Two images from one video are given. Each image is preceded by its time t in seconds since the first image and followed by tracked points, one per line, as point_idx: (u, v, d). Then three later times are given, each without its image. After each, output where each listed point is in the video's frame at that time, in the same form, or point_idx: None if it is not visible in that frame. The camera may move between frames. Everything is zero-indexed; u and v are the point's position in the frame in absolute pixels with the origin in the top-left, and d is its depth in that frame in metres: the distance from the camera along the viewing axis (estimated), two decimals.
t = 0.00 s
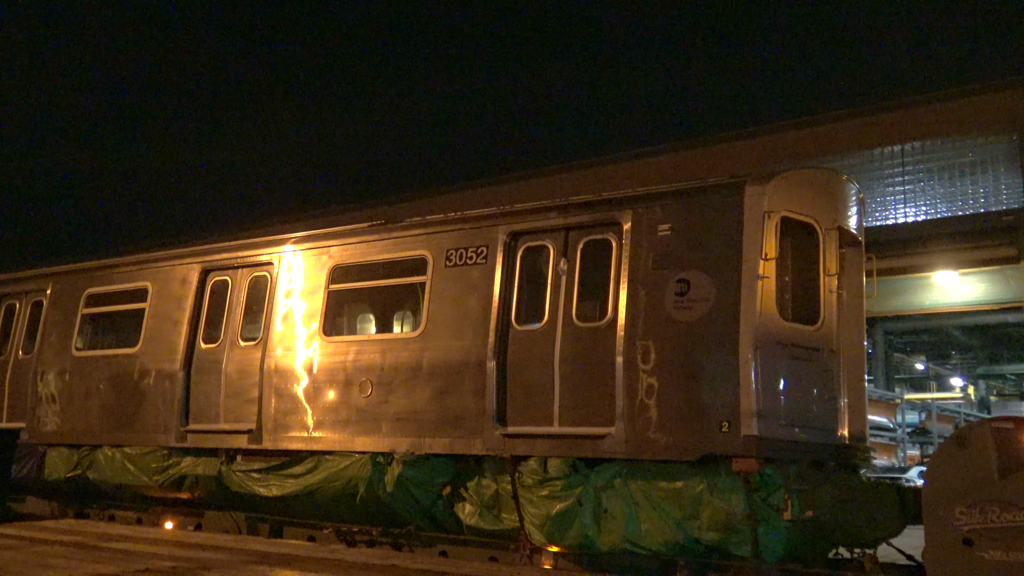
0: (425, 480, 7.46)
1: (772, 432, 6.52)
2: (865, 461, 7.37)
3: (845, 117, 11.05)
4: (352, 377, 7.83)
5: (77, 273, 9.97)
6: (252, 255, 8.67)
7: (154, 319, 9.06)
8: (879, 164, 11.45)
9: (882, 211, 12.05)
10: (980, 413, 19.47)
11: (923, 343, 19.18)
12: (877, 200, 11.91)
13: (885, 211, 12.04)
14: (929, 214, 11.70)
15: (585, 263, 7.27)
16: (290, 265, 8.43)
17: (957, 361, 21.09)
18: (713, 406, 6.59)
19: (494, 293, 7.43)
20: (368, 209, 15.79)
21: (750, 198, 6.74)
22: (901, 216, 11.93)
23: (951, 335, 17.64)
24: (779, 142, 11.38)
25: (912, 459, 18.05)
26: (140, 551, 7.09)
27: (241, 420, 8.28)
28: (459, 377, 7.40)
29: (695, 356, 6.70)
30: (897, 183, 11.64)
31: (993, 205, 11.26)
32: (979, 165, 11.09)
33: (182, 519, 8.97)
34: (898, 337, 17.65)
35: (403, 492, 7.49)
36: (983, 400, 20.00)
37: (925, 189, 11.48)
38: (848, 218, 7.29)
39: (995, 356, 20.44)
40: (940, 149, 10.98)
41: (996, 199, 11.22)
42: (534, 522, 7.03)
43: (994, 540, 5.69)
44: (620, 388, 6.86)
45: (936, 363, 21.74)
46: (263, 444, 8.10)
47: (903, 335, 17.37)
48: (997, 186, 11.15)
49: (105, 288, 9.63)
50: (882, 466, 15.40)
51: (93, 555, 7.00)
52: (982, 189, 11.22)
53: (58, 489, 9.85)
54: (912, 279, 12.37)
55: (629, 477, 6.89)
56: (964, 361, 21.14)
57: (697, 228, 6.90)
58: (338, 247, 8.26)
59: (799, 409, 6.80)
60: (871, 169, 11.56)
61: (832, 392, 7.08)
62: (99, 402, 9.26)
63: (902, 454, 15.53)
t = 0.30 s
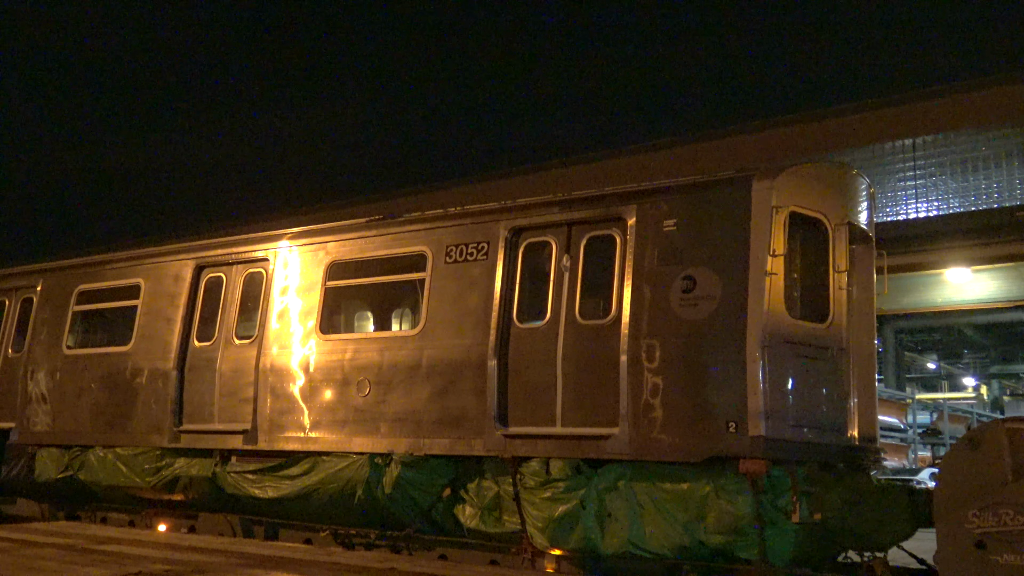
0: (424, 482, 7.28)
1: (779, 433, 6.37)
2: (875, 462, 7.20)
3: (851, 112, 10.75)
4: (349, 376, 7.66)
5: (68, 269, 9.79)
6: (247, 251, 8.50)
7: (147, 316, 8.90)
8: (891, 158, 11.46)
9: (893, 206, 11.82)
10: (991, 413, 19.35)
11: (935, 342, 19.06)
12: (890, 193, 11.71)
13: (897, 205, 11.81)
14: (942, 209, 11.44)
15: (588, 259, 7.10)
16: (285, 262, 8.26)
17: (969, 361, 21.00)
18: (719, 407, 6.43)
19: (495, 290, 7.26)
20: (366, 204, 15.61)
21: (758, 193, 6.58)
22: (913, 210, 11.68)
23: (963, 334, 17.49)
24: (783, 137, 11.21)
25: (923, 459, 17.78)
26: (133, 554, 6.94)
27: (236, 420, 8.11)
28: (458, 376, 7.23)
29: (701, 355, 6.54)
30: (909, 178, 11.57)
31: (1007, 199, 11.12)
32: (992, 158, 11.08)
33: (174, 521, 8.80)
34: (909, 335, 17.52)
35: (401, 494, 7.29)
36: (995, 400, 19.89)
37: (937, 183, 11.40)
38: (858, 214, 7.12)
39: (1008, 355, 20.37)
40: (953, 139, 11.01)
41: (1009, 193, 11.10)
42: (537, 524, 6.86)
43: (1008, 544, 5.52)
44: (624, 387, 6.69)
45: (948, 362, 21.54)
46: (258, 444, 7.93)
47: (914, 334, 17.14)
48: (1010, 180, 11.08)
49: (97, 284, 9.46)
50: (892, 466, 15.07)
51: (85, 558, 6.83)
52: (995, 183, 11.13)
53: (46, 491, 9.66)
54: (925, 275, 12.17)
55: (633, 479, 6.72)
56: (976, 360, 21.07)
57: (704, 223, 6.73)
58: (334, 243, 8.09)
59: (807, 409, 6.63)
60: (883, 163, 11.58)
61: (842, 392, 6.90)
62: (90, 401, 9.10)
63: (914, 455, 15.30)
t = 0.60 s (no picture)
0: (427, 484, 7.10)
1: (792, 432, 6.20)
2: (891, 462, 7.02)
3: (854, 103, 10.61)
4: (351, 375, 7.50)
5: (62, 267, 9.63)
6: (245, 247, 8.33)
7: (143, 314, 8.74)
8: (904, 155, 11.04)
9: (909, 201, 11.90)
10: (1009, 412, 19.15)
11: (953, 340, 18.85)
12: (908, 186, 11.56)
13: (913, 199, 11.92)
14: (959, 202, 11.55)
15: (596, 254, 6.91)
16: (285, 258, 8.09)
17: (987, 360, 20.81)
18: (731, 405, 6.27)
19: (499, 287, 7.09)
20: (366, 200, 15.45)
21: (770, 186, 6.40)
22: (929, 204, 11.81)
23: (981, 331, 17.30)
24: (792, 130, 11.00)
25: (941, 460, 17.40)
26: (131, 557, 6.79)
27: (235, 421, 7.95)
28: (462, 375, 7.06)
29: (711, 353, 6.36)
30: (924, 172, 11.36)
31: None
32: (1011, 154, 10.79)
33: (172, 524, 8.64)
34: (926, 333, 17.33)
35: (404, 496, 7.11)
36: (1015, 399, 19.69)
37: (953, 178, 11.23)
38: (873, 207, 6.93)
39: None
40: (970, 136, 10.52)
41: None
42: (543, 526, 6.67)
43: None
44: (632, 386, 6.52)
45: (967, 361, 21.33)
46: (258, 445, 7.78)
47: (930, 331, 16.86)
48: None
49: (91, 282, 9.30)
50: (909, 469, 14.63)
51: (81, 562, 6.68)
52: (1013, 177, 11.01)
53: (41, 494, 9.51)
54: (941, 271, 11.95)
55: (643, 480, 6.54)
56: (995, 360, 20.88)
57: (715, 217, 6.55)
58: (335, 239, 7.92)
59: (821, 408, 6.45)
60: (896, 159, 11.16)
61: (857, 390, 6.72)
62: (86, 401, 8.95)
63: (930, 455, 15.07)
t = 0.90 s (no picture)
0: (433, 484, 6.94)
1: (808, 431, 6.04)
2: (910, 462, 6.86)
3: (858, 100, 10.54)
4: (355, 372, 7.35)
5: (59, 262, 9.49)
6: (247, 242, 8.17)
7: (142, 311, 8.59)
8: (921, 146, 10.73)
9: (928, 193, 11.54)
10: None
11: (972, 337, 18.58)
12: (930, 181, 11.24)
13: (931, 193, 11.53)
14: (979, 195, 11.18)
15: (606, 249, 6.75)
16: (287, 253, 7.94)
17: (1006, 357, 20.54)
18: (744, 404, 6.11)
19: (507, 283, 6.93)
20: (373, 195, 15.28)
21: (786, 179, 6.23)
22: (949, 197, 11.39)
23: (1002, 328, 17.04)
24: (806, 123, 10.80)
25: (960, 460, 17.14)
26: (131, 558, 6.67)
27: (237, 420, 7.81)
28: (468, 372, 6.91)
29: (725, 351, 6.21)
30: (943, 163, 11.04)
31: None
32: None
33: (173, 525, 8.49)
34: (946, 330, 17.08)
35: (409, 496, 6.96)
36: None
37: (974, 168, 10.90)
38: (891, 200, 6.75)
39: None
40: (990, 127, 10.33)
41: None
42: (551, 527, 6.51)
43: None
44: (643, 384, 6.36)
45: (986, 358, 21.05)
46: (260, 444, 7.63)
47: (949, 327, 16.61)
48: None
49: (90, 278, 9.16)
50: (926, 469, 14.20)
51: (79, 563, 6.55)
52: None
53: (38, 494, 9.37)
54: (959, 266, 11.75)
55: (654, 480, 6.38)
56: (1014, 357, 20.60)
57: (728, 211, 6.38)
58: (339, 233, 7.76)
59: (837, 407, 6.29)
60: (913, 150, 10.86)
61: (874, 388, 6.54)
62: (85, 399, 8.81)
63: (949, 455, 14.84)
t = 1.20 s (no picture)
0: (442, 486, 6.78)
1: (825, 430, 5.87)
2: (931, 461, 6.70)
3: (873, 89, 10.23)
4: (361, 372, 7.19)
5: (58, 261, 9.35)
6: (249, 239, 8.02)
7: (143, 310, 8.46)
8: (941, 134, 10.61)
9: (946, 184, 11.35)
10: None
11: (992, 332, 18.30)
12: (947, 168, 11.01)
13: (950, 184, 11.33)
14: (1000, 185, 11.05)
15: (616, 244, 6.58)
16: (290, 250, 7.79)
17: None
18: (760, 402, 5.95)
19: (515, 279, 6.76)
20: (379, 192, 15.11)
21: (801, 171, 6.05)
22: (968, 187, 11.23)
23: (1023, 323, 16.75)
24: (819, 114, 10.59)
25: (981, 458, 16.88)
26: (133, 563, 6.52)
27: (240, 421, 7.66)
28: (476, 371, 6.75)
29: (739, 348, 6.04)
30: (964, 153, 10.91)
31: None
32: None
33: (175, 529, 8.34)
34: (967, 324, 16.82)
35: (416, 498, 6.79)
36: None
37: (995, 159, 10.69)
38: (910, 192, 6.57)
39: None
40: (1012, 113, 10.12)
41: None
42: (563, 530, 6.31)
43: None
44: (655, 382, 6.20)
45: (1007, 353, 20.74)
46: (263, 446, 7.49)
47: (969, 324, 16.30)
48: None
49: (89, 276, 9.02)
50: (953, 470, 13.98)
51: (80, 568, 6.42)
52: None
53: (38, 498, 9.22)
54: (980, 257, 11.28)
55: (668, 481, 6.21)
56: None
57: (742, 204, 6.21)
58: (342, 229, 7.60)
59: (855, 405, 6.11)
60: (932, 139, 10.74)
61: (893, 385, 6.37)
62: (85, 400, 8.68)
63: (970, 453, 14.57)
